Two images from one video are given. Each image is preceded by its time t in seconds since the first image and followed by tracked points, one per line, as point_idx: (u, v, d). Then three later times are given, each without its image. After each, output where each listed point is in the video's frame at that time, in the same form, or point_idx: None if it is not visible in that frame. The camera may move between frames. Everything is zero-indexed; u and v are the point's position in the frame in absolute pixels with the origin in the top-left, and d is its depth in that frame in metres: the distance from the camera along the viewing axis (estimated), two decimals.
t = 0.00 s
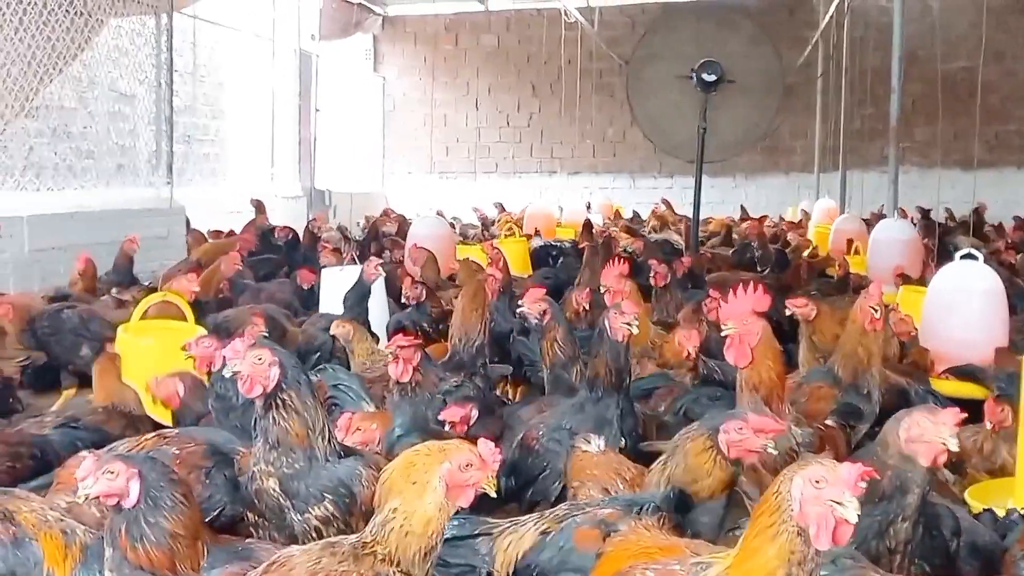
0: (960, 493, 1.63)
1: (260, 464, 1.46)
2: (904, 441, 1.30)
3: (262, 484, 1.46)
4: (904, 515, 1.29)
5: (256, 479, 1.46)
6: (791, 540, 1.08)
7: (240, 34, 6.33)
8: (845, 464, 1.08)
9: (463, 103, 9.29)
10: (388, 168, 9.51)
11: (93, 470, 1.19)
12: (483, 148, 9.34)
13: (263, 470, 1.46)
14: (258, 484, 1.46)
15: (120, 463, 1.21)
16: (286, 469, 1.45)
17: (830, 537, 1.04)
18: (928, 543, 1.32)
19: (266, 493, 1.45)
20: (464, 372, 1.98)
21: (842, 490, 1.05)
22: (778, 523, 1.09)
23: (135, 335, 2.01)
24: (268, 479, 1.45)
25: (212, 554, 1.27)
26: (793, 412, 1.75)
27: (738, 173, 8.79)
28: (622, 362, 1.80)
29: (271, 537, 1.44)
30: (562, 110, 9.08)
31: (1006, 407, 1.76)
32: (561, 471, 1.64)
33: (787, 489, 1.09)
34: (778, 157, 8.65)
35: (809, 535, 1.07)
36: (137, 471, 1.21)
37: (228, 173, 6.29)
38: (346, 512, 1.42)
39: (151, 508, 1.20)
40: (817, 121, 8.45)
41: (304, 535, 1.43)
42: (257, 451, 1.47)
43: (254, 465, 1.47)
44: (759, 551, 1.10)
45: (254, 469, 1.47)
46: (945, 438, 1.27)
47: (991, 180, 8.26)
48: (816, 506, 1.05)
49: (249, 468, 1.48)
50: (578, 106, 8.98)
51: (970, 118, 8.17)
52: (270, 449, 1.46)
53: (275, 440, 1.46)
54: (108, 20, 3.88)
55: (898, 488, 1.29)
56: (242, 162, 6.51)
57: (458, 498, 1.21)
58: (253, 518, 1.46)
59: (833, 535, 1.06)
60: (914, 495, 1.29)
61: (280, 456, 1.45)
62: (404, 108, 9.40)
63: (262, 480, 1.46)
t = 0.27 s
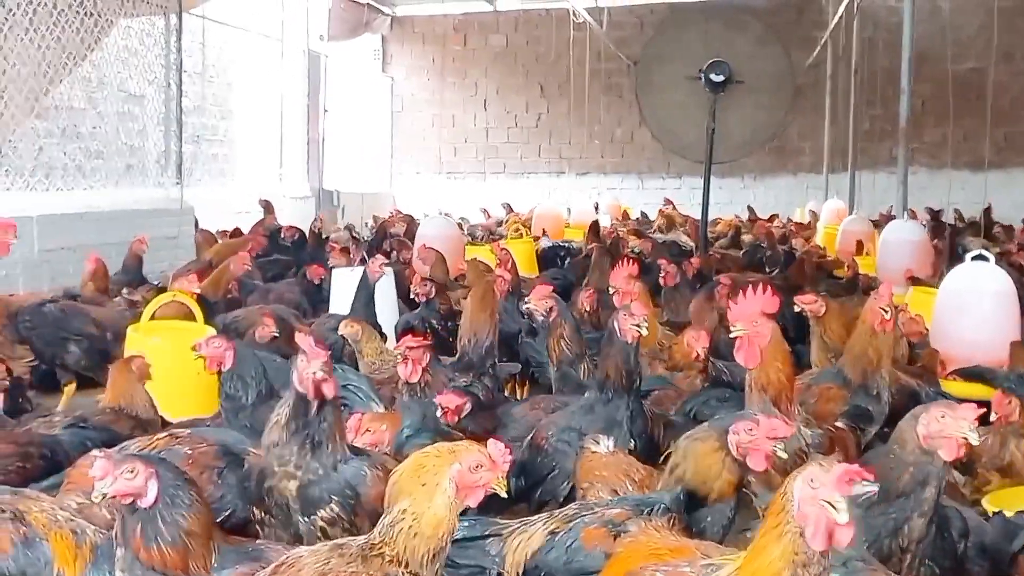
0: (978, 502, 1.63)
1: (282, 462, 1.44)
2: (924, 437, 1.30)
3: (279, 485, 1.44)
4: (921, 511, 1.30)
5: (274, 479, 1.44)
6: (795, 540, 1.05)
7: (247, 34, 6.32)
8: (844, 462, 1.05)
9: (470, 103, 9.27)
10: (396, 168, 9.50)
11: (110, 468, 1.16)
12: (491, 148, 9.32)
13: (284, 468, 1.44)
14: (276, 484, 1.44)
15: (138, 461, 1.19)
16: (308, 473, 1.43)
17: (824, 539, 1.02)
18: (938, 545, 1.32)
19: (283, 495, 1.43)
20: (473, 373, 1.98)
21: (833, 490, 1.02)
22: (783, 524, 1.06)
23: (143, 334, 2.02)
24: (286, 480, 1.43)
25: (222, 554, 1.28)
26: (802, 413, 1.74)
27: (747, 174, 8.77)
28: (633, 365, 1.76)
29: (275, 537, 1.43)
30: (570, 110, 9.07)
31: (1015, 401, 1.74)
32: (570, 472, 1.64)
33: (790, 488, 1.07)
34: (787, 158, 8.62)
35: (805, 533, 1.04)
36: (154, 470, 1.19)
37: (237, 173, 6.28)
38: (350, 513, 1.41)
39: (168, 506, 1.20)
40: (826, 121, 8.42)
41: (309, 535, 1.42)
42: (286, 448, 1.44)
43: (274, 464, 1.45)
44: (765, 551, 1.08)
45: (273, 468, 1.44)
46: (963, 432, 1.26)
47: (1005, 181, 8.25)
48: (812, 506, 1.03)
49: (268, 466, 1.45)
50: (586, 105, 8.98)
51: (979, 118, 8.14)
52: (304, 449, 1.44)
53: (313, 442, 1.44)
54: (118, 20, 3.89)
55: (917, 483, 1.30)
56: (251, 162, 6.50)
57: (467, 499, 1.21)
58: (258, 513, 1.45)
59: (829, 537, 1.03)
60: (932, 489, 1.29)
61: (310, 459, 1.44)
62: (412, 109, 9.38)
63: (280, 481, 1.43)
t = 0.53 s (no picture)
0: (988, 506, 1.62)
1: (302, 461, 1.42)
2: (936, 436, 1.32)
3: (300, 484, 1.42)
4: (930, 511, 1.30)
5: (293, 478, 1.43)
6: (796, 543, 1.04)
7: (254, 34, 6.32)
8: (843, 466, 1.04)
9: (476, 103, 9.27)
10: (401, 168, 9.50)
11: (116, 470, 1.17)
12: (496, 148, 9.32)
13: (303, 467, 1.42)
14: (294, 483, 1.42)
15: (144, 463, 1.19)
16: (328, 471, 1.41)
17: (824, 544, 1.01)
18: (945, 547, 1.31)
19: (304, 494, 1.41)
20: (479, 373, 1.99)
21: (831, 494, 1.00)
22: (785, 526, 1.05)
23: (151, 334, 2.02)
24: (306, 478, 1.42)
25: (230, 553, 1.28)
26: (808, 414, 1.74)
27: (753, 174, 8.76)
28: (641, 367, 1.75)
29: (291, 536, 1.41)
30: (575, 109, 9.08)
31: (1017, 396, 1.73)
32: (577, 472, 1.64)
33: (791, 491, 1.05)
34: (793, 159, 8.63)
35: (805, 536, 1.02)
36: (159, 471, 1.19)
37: (242, 173, 6.28)
38: (369, 508, 1.39)
39: (173, 507, 1.19)
40: (831, 122, 8.42)
41: (326, 533, 1.39)
42: (304, 447, 1.42)
43: (292, 462, 1.43)
44: (766, 552, 1.07)
45: (293, 466, 1.43)
46: (975, 430, 1.29)
47: (1012, 181, 8.24)
48: (810, 510, 1.02)
49: (285, 464, 1.44)
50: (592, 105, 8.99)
51: (986, 119, 8.14)
52: (321, 445, 1.42)
53: (330, 437, 1.42)
54: (124, 19, 3.90)
55: (929, 483, 1.31)
56: (257, 162, 6.50)
57: (480, 498, 1.17)
58: (270, 513, 1.44)
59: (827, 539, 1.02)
60: (943, 488, 1.31)
61: (329, 455, 1.42)
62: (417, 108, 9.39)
63: (299, 479, 1.42)
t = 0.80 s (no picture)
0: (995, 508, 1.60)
1: (313, 460, 1.42)
2: (942, 435, 1.30)
3: (312, 484, 1.41)
4: (937, 511, 1.30)
5: (304, 477, 1.42)
6: (801, 545, 1.02)
7: (257, 33, 6.32)
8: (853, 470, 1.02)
9: (480, 103, 9.25)
10: (405, 168, 9.50)
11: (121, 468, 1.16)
12: (500, 148, 9.31)
13: (314, 466, 1.42)
14: (306, 483, 1.41)
15: (148, 461, 1.18)
16: (340, 469, 1.41)
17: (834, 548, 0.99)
18: (951, 547, 1.32)
19: (316, 493, 1.40)
20: (484, 374, 1.99)
21: (843, 498, 0.99)
22: (790, 528, 1.03)
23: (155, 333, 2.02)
24: (318, 477, 1.41)
25: (232, 554, 1.28)
26: (812, 415, 1.73)
27: (756, 174, 8.75)
28: (645, 369, 1.72)
29: (301, 536, 1.39)
30: (578, 109, 9.07)
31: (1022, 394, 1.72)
32: (581, 472, 1.64)
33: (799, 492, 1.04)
34: (797, 159, 8.62)
35: (812, 540, 1.01)
36: (162, 470, 1.18)
37: (246, 172, 6.28)
38: (380, 508, 1.38)
39: (177, 506, 1.18)
40: (835, 121, 8.42)
41: (337, 533, 1.38)
42: (314, 446, 1.42)
43: (302, 462, 1.42)
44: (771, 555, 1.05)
45: (304, 466, 1.42)
46: (981, 429, 1.28)
47: (1017, 181, 8.23)
48: (820, 514, 1.00)
49: (296, 464, 1.43)
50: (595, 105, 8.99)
51: (990, 119, 8.14)
52: (330, 444, 1.41)
53: (339, 436, 1.42)
54: (128, 19, 3.90)
55: (935, 483, 1.30)
56: (262, 162, 6.50)
57: (484, 472, 1.21)
58: (279, 513, 1.42)
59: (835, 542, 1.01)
60: (949, 489, 1.30)
61: (339, 453, 1.41)
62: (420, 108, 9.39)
63: (311, 479, 1.41)
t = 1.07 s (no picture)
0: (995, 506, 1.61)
1: (324, 459, 1.41)
2: (943, 437, 1.33)
3: (324, 484, 1.40)
4: (939, 510, 1.30)
5: (315, 478, 1.41)
6: (819, 554, 1.02)
7: (259, 33, 6.31)
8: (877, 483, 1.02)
9: (481, 103, 9.25)
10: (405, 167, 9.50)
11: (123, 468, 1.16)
12: (501, 147, 9.30)
13: (326, 466, 1.41)
14: (317, 483, 1.41)
15: (152, 461, 1.18)
16: (352, 467, 1.40)
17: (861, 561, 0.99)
18: (955, 546, 1.31)
19: (328, 493, 1.40)
20: (485, 373, 1.99)
21: (873, 512, 0.99)
22: (809, 537, 1.03)
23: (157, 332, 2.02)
24: (330, 476, 1.40)
25: (236, 553, 1.28)
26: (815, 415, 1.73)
27: (757, 173, 8.75)
28: (643, 376, 1.74)
29: (313, 534, 1.41)
30: (580, 109, 9.08)
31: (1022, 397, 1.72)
32: (584, 471, 1.63)
33: (819, 502, 1.03)
34: (798, 159, 8.63)
35: (837, 553, 1.01)
36: (167, 469, 1.19)
37: (248, 172, 6.28)
38: (391, 507, 1.38)
39: (181, 505, 1.18)
40: (836, 121, 8.42)
41: (348, 532, 1.39)
42: (323, 447, 1.41)
43: (311, 462, 1.41)
44: (787, 562, 1.04)
45: (315, 467, 1.41)
46: (982, 433, 1.29)
47: (1018, 181, 8.22)
48: (845, 526, 1.00)
49: (307, 465, 1.42)
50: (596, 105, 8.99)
51: (991, 119, 8.14)
52: (341, 443, 1.40)
53: (349, 436, 1.41)
54: (130, 19, 3.85)
55: (938, 481, 1.32)
56: (263, 161, 6.49)
57: (489, 471, 1.21)
58: (290, 514, 1.43)
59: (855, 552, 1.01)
60: (952, 486, 1.31)
61: (350, 452, 1.40)
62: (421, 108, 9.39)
63: (323, 479, 1.40)
